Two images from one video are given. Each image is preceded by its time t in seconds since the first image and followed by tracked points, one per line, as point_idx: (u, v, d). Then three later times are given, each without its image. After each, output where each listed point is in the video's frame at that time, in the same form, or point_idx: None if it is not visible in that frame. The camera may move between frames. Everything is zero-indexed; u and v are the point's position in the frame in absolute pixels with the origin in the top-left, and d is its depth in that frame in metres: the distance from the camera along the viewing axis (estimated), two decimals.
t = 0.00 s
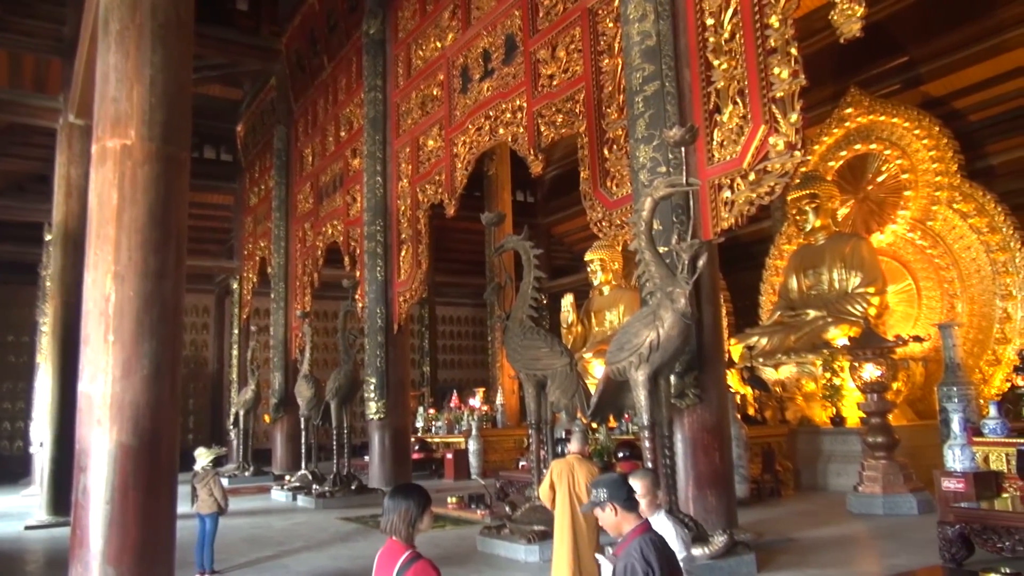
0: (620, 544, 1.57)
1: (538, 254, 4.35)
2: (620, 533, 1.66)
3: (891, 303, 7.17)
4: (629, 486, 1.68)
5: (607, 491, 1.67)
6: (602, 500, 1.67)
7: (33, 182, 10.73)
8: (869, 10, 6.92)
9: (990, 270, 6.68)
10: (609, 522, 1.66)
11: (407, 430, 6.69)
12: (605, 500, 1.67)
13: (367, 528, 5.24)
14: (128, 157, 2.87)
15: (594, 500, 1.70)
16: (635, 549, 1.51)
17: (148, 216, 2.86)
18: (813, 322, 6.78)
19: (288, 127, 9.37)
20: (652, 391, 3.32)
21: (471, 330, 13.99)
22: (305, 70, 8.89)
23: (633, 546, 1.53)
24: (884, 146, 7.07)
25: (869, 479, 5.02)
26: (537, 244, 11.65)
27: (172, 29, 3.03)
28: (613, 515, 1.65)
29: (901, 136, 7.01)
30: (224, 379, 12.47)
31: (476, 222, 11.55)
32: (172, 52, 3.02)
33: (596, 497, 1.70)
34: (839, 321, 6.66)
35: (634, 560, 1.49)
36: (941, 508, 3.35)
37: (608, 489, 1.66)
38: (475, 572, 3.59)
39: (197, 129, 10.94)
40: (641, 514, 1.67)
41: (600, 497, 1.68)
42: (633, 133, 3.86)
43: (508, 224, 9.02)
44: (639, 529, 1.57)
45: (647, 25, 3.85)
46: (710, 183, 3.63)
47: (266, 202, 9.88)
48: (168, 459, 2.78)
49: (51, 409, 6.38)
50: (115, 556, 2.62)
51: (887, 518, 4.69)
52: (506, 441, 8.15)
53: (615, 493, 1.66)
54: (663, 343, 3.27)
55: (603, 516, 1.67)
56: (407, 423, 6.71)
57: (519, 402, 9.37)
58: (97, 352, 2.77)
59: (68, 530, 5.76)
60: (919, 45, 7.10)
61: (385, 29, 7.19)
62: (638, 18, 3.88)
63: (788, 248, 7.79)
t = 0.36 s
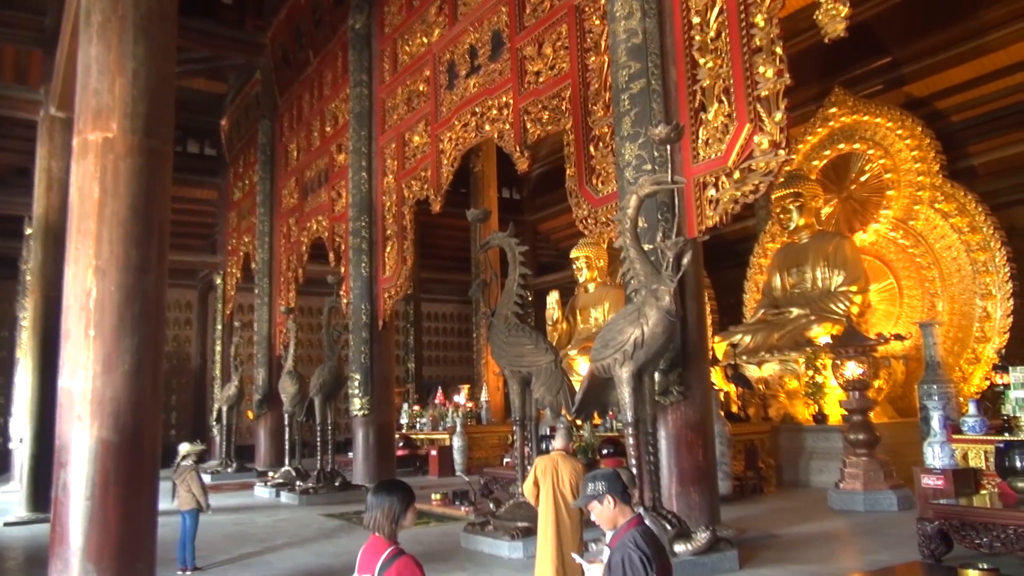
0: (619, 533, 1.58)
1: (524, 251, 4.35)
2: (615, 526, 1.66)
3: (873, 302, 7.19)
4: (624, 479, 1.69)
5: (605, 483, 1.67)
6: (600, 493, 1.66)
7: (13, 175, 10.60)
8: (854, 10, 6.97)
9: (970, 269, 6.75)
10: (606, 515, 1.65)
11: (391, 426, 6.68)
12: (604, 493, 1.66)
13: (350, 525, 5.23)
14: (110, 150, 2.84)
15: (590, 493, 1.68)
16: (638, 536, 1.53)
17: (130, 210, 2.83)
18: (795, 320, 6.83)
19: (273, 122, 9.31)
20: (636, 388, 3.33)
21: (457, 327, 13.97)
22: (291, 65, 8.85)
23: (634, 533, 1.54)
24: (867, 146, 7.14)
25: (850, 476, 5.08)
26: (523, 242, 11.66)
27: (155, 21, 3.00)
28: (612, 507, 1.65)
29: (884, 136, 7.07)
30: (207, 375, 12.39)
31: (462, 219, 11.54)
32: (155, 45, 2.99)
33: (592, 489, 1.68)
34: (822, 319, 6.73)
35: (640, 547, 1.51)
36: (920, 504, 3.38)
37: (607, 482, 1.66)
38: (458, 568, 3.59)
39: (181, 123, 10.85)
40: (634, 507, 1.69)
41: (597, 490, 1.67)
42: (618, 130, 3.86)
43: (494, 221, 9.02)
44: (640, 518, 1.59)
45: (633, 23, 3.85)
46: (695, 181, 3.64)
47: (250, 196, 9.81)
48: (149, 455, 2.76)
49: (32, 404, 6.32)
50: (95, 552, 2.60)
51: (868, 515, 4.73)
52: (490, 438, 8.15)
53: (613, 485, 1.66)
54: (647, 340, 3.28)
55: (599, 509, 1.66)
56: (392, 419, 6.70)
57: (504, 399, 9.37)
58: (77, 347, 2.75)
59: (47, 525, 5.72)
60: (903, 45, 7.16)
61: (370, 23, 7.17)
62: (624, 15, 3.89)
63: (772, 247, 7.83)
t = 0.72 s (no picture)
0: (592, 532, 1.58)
1: (511, 247, 4.34)
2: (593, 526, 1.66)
3: (858, 299, 7.19)
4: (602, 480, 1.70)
5: (583, 482, 1.67)
6: (578, 491, 1.67)
7: None
8: (841, 9, 6.99)
9: (954, 267, 6.82)
10: (583, 513, 1.65)
11: (379, 422, 6.67)
12: (581, 491, 1.66)
13: (337, 521, 5.22)
14: (94, 144, 2.82)
15: (568, 491, 1.69)
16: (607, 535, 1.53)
17: (114, 204, 2.81)
18: (781, 317, 6.88)
19: (260, 117, 9.27)
20: (623, 384, 3.34)
21: (445, 323, 13.95)
22: (277, 59, 8.80)
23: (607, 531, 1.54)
24: (853, 144, 7.16)
25: (835, 472, 5.11)
26: (511, 238, 11.67)
27: (140, 14, 2.98)
28: (589, 506, 1.65)
29: (870, 134, 7.12)
30: (193, 371, 12.33)
31: (449, 215, 11.53)
32: (140, 38, 2.96)
33: (570, 488, 1.69)
34: (807, 317, 6.79)
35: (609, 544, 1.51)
36: (903, 500, 3.39)
37: (584, 481, 1.67)
38: (444, 565, 3.59)
39: (167, 117, 10.78)
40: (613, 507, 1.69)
41: (575, 488, 1.67)
42: (606, 127, 3.87)
43: (482, 217, 9.00)
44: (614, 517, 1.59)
45: (621, 19, 3.86)
46: (682, 178, 3.65)
47: (237, 191, 9.77)
48: (134, 451, 2.74)
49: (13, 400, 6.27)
50: (79, 549, 2.59)
51: (852, 511, 4.77)
52: (477, 434, 8.15)
53: (591, 484, 1.66)
54: (634, 337, 3.29)
55: (577, 508, 1.66)
56: (379, 415, 6.69)
57: (491, 395, 9.37)
58: (61, 342, 2.73)
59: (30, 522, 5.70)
60: (889, 44, 7.21)
61: (358, 18, 7.14)
62: (613, 12, 3.90)
63: (758, 245, 7.85)
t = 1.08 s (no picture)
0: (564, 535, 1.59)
1: (500, 244, 4.34)
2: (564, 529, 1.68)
3: (845, 297, 7.29)
4: (567, 482, 1.71)
5: (547, 487, 1.69)
6: (545, 498, 1.69)
7: None
8: (828, 9, 6.99)
9: (939, 266, 6.86)
10: (553, 519, 1.67)
11: (367, 420, 6.66)
12: (548, 497, 1.68)
13: (325, 519, 5.21)
14: (80, 139, 2.79)
15: (534, 500, 1.71)
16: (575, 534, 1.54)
17: (100, 200, 2.79)
18: (768, 315, 6.91)
19: (248, 113, 9.22)
20: (611, 382, 3.35)
21: (433, 320, 13.94)
22: (265, 55, 8.76)
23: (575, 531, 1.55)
24: (840, 143, 7.20)
25: (821, 469, 5.14)
26: (499, 236, 11.67)
27: (126, 8, 2.95)
28: (557, 510, 1.67)
29: (857, 133, 7.16)
30: (180, 368, 12.26)
31: (438, 212, 11.53)
32: (126, 32, 2.94)
33: (536, 496, 1.71)
34: (794, 315, 6.81)
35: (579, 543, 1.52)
36: (888, 496, 3.44)
37: (549, 486, 1.69)
38: (432, 562, 3.59)
39: (153, 113, 10.70)
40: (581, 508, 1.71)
41: (541, 495, 1.69)
42: (595, 124, 3.88)
43: (471, 214, 8.99)
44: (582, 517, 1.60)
45: (610, 18, 3.87)
46: (670, 176, 3.66)
47: (224, 188, 9.72)
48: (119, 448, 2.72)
49: None
50: (63, 547, 2.57)
51: (837, 507, 4.81)
52: (466, 432, 8.16)
53: (555, 488, 1.68)
54: (622, 334, 3.29)
55: (546, 514, 1.68)
56: (367, 412, 6.68)
57: (480, 392, 9.37)
58: (46, 339, 2.71)
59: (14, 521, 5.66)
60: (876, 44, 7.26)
61: (347, 14, 7.11)
62: (602, 10, 3.90)
63: (746, 243, 7.87)
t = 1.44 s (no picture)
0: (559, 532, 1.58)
1: (488, 244, 4.34)
2: (557, 524, 1.67)
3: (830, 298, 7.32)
4: (562, 478, 1.71)
5: (542, 482, 1.68)
6: (538, 492, 1.68)
7: None
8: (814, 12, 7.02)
9: (923, 267, 6.91)
10: (545, 514, 1.67)
11: (353, 420, 6.65)
12: (541, 492, 1.68)
13: (311, 518, 5.19)
14: (64, 136, 2.78)
15: (528, 494, 1.70)
16: (574, 532, 1.54)
17: (84, 197, 2.76)
18: (755, 315, 6.92)
19: (235, 110, 9.17)
20: (597, 382, 3.35)
21: (421, 319, 13.92)
22: (253, 52, 8.72)
23: (573, 529, 1.55)
24: (826, 145, 7.26)
25: (805, 468, 5.18)
26: (487, 236, 11.67)
27: (111, 4, 2.93)
28: (550, 505, 1.66)
29: (843, 135, 7.22)
30: (165, 367, 12.19)
31: (426, 211, 11.52)
32: (111, 28, 2.92)
33: (531, 489, 1.70)
34: (780, 315, 6.83)
35: (579, 541, 1.52)
36: (871, 495, 3.43)
37: (545, 480, 1.68)
38: (418, 562, 3.59)
39: (139, 110, 10.63)
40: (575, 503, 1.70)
41: (535, 489, 1.69)
42: (583, 125, 3.88)
43: (459, 214, 8.99)
44: (577, 515, 1.60)
45: (598, 18, 3.88)
46: (657, 176, 3.68)
47: (211, 186, 9.66)
48: (103, 446, 2.71)
49: None
50: (46, 547, 2.55)
51: (821, 507, 4.84)
52: (453, 431, 8.15)
53: (550, 484, 1.68)
54: (609, 334, 3.30)
55: (539, 509, 1.68)
56: (353, 412, 6.66)
57: (467, 392, 9.37)
58: (29, 337, 2.69)
59: None
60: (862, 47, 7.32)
61: (335, 12, 7.09)
62: (590, 10, 3.90)
63: (733, 244, 7.90)
